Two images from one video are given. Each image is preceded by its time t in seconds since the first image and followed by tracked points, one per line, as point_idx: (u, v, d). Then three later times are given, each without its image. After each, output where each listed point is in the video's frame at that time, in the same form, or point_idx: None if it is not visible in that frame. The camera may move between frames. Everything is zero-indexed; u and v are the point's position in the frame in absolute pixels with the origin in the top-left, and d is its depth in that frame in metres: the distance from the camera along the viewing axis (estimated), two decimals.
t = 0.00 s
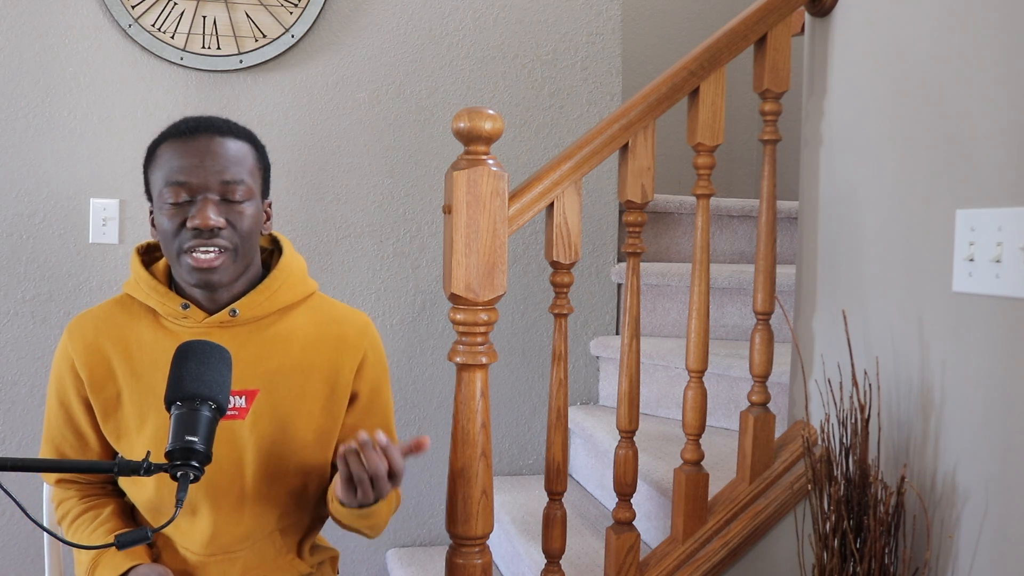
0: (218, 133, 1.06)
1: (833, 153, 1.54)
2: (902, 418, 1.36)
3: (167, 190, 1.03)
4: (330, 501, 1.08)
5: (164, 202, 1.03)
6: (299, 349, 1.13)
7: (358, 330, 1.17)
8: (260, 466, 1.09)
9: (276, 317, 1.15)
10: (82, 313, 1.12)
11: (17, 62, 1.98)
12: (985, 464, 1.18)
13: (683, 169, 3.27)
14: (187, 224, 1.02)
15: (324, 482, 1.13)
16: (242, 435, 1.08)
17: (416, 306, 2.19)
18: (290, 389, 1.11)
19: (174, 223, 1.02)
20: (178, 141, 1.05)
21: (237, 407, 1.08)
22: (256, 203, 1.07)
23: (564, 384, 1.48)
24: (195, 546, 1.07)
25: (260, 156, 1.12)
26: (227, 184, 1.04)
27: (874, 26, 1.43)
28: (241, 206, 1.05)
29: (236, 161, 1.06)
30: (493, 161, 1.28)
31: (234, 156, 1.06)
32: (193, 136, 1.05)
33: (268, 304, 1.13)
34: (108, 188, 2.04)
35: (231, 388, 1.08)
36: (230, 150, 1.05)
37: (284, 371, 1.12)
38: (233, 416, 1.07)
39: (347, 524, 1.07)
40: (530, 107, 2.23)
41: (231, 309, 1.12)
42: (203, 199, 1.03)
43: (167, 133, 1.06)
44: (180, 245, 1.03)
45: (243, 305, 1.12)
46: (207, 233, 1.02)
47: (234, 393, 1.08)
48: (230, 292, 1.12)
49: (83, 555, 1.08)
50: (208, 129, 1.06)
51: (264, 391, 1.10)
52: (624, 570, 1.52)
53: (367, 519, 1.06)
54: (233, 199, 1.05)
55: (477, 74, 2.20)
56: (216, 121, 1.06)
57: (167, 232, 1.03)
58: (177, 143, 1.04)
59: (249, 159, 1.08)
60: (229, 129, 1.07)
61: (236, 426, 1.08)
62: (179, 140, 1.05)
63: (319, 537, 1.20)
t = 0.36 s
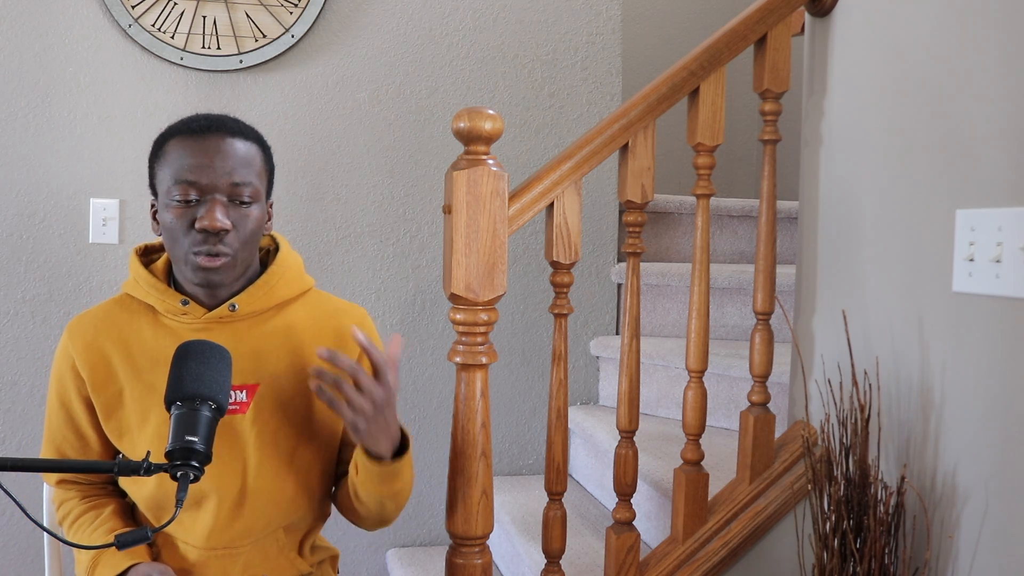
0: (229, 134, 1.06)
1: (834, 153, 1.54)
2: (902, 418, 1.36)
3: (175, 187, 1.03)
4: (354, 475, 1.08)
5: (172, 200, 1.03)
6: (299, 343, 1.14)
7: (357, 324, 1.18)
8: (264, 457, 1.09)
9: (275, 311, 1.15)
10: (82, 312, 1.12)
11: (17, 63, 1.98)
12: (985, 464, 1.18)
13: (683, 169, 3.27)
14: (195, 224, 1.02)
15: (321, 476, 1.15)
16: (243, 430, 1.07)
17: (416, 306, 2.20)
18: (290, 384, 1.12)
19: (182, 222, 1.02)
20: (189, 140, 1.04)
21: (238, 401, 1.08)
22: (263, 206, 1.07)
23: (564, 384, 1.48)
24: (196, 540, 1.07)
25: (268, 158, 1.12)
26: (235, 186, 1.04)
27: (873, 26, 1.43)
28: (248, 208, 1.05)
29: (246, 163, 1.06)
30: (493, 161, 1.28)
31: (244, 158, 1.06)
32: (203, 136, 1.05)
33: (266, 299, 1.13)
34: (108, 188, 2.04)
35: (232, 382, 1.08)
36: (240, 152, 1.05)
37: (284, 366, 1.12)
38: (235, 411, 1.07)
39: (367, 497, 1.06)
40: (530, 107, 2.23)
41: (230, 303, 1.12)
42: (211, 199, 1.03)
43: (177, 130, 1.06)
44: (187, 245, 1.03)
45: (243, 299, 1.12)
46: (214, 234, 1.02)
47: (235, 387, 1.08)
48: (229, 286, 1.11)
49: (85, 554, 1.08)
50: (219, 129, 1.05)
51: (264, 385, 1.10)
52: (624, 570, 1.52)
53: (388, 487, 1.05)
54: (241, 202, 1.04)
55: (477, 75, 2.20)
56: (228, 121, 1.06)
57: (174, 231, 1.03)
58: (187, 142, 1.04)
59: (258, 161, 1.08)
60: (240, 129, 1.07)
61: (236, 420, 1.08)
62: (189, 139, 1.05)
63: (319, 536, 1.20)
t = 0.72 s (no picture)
0: (220, 126, 1.06)
1: (833, 153, 1.54)
2: (902, 418, 1.36)
3: (166, 179, 1.03)
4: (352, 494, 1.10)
5: (162, 191, 1.03)
6: (292, 345, 1.13)
7: (351, 325, 1.17)
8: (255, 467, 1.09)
9: (268, 314, 1.15)
10: (76, 315, 1.12)
11: (17, 62, 1.98)
12: (985, 464, 1.18)
13: (683, 169, 3.27)
14: (187, 212, 1.02)
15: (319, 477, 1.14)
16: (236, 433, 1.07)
17: (416, 306, 2.20)
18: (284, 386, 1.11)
19: (173, 212, 1.02)
20: (179, 133, 1.05)
21: (232, 406, 1.07)
22: (255, 198, 1.07)
23: (564, 384, 1.48)
24: (193, 547, 1.07)
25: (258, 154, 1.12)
26: (227, 176, 1.05)
27: (873, 26, 1.43)
28: (240, 198, 1.05)
29: (237, 155, 1.06)
30: (493, 161, 1.28)
31: (235, 149, 1.06)
32: (195, 128, 1.05)
33: (258, 301, 1.13)
34: (108, 188, 2.04)
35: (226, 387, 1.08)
36: (230, 143, 1.06)
37: (278, 368, 1.12)
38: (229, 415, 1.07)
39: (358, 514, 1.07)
40: (530, 107, 2.23)
41: (221, 307, 1.12)
42: (204, 189, 1.03)
43: (167, 125, 1.06)
44: (178, 235, 1.03)
45: (234, 302, 1.12)
46: (206, 221, 1.02)
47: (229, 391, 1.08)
48: (221, 291, 1.13)
49: (82, 556, 1.08)
50: (209, 122, 1.06)
51: (257, 389, 1.10)
52: (624, 570, 1.52)
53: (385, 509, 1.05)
54: (232, 191, 1.05)
55: (477, 74, 2.20)
56: (218, 114, 1.06)
57: (165, 221, 1.03)
58: (177, 135, 1.05)
59: (249, 155, 1.08)
60: (230, 124, 1.08)
61: (231, 425, 1.07)
62: (179, 132, 1.05)
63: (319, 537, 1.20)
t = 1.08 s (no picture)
0: (185, 126, 1.06)
1: (833, 153, 1.54)
2: (902, 418, 1.36)
3: (142, 186, 1.04)
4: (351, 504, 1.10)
5: (141, 199, 1.04)
6: (292, 348, 1.13)
7: (351, 328, 1.17)
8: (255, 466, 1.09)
9: (269, 316, 1.15)
10: (77, 317, 1.12)
11: (17, 62, 1.98)
12: (985, 464, 1.18)
13: (683, 169, 3.27)
14: (164, 214, 1.02)
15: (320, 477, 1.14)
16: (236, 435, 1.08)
17: (416, 306, 2.19)
18: (285, 389, 1.12)
19: (152, 216, 1.03)
20: (147, 139, 1.05)
21: (232, 409, 1.08)
22: (234, 188, 1.07)
23: (565, 384, 1.48)
24: (192, 546, 1.07)
25: (235, 148, 1.12)
26: (199, 171, 1.05)
27: (873, 26, 1.43)
28: (217, 190, 1.05)
29: (207, 150, 1.06)
30: (493, 161, 1.28)
31: (204, 145, 1.06)
32: (160, 132, 1.06)
33: (259, 303, 1.13)
34: (108, 188, 2.04)
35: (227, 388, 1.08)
36: (198, 139, 1.06)
37: (278, 370, 1.12)
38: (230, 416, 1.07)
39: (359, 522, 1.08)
40: (530, 107, 2.23)
41: (222, 308, 1.12)
42: (178, 189, 1.04)
43: (136, 135, 1.07)
44: (161, 238, 1.03)
45: (235, 304, 1.12)
46: (184, 219, 1.02)
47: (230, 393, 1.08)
48: (221, 291, 1.13)
49: (82, 555, 1.08)
50: (174, 124, 1.06)
51: (258, 391, 1.10)
52: (624, 570, 1.52)
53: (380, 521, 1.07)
54: (208, 185, 1.05)
55: (477, 74, 2.20)
56: (181, 114, 1.07)
57: (148, 226, 1.03)
58: (146, 141, 1.05)
59: (223, 148, 1.08)
60: (197, 121, 1.08)
61: (231, 428, 1.08)
62: (147, 138, 1.06)
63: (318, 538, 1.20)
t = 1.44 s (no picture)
0: (178, 128, 1.07)
1: (833, 153, 1.54)
2: (902, 418, 1.36)
3: (141, 191, 1.04)
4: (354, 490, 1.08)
5: (141, 204, 1.04)
6: (298, 343, 1.14)
7: (356, 324, 1.18)
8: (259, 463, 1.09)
9: (275, 311, 1.15)
10: (83, 314, 1.13)
11: (17, 62, 1.98)
12: (985, 465, 1.18)
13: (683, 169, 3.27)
14: (164, 218, 1.02)
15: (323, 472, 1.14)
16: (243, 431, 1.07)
17: (416, 306, 2.20)
18: (291, 384, 1.12)
19: (153, 220, 1.03)
20: (142, 144, 1.06)
21: (239, 403, 1.07)
22: (231, 186, 1.07)
23: (565, 384, 1.48)
24: (198, 542, 1.07)
25: (233, 148, 1.12)
26: (194, 172, 1.05)
27: (873, 27, 1.43)
28: (214, 190, 1.05)
29: (201, 150, 1.06)
30: (493, 161, 1.28)
31: (198, 146, 1.06)
32: (155, 135, 1.06)
33: (265, 299, 1.13)
34: (108, 188, 2.04)
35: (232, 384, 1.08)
36: (192, 141, 1.06)
37: (285, 365, 1.12)
38: (235, 412, 1.07)
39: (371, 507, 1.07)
40: (530, 107, 2.23)
41: (229, 304, 1.12)
42: (175, 192, 1.04)
43: (132, 141, 1.07)
44: (164, 240, 1.03)
45: (242, 300, 1.12)
46: (184, 222, 1.02)
47: (236, 388, 1.08)
48: (227, 288, 1.13)
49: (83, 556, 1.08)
50: (167, 127, 1.07)
51: (264, 386, 1.10)
52: (624, 570, 1.52)
53: (381, 498, 1.05)
54: (204, 185, 1.05)
55: (477, 74, 2.20)
56: (173, 117, 1.07)
57: (149, 230, 1.04)
58: (141, 146, 1.06)
59: (218, 147, 1.09)
60: (190, 123, 1.08)
61: (238, 422, 1.08)
62: (143, 143, 1.06)
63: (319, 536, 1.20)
